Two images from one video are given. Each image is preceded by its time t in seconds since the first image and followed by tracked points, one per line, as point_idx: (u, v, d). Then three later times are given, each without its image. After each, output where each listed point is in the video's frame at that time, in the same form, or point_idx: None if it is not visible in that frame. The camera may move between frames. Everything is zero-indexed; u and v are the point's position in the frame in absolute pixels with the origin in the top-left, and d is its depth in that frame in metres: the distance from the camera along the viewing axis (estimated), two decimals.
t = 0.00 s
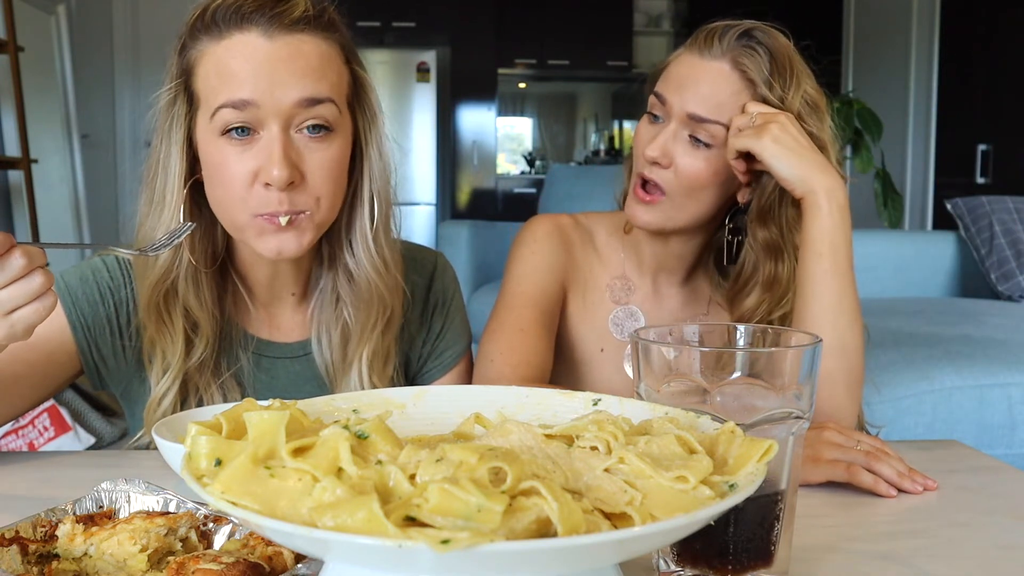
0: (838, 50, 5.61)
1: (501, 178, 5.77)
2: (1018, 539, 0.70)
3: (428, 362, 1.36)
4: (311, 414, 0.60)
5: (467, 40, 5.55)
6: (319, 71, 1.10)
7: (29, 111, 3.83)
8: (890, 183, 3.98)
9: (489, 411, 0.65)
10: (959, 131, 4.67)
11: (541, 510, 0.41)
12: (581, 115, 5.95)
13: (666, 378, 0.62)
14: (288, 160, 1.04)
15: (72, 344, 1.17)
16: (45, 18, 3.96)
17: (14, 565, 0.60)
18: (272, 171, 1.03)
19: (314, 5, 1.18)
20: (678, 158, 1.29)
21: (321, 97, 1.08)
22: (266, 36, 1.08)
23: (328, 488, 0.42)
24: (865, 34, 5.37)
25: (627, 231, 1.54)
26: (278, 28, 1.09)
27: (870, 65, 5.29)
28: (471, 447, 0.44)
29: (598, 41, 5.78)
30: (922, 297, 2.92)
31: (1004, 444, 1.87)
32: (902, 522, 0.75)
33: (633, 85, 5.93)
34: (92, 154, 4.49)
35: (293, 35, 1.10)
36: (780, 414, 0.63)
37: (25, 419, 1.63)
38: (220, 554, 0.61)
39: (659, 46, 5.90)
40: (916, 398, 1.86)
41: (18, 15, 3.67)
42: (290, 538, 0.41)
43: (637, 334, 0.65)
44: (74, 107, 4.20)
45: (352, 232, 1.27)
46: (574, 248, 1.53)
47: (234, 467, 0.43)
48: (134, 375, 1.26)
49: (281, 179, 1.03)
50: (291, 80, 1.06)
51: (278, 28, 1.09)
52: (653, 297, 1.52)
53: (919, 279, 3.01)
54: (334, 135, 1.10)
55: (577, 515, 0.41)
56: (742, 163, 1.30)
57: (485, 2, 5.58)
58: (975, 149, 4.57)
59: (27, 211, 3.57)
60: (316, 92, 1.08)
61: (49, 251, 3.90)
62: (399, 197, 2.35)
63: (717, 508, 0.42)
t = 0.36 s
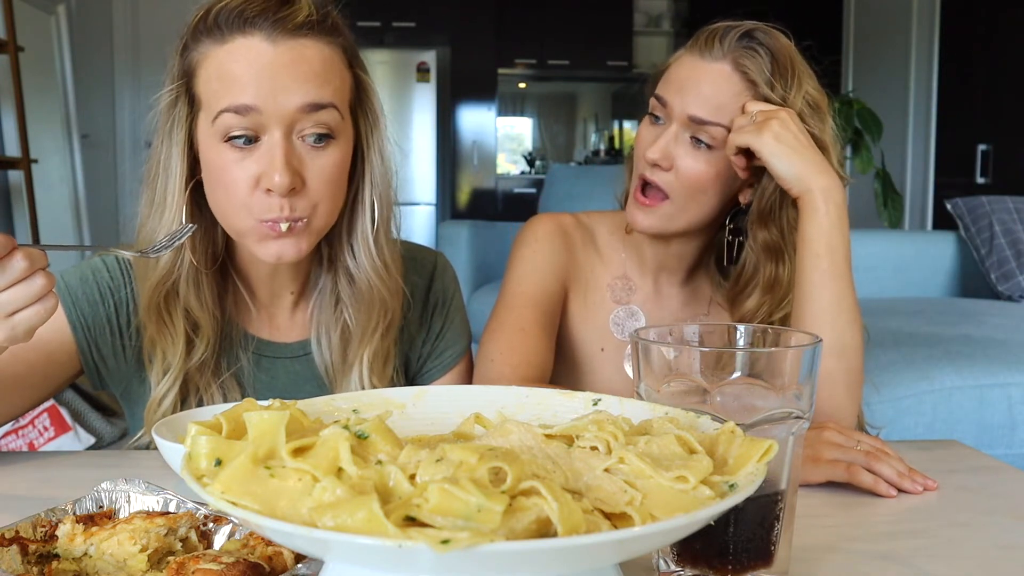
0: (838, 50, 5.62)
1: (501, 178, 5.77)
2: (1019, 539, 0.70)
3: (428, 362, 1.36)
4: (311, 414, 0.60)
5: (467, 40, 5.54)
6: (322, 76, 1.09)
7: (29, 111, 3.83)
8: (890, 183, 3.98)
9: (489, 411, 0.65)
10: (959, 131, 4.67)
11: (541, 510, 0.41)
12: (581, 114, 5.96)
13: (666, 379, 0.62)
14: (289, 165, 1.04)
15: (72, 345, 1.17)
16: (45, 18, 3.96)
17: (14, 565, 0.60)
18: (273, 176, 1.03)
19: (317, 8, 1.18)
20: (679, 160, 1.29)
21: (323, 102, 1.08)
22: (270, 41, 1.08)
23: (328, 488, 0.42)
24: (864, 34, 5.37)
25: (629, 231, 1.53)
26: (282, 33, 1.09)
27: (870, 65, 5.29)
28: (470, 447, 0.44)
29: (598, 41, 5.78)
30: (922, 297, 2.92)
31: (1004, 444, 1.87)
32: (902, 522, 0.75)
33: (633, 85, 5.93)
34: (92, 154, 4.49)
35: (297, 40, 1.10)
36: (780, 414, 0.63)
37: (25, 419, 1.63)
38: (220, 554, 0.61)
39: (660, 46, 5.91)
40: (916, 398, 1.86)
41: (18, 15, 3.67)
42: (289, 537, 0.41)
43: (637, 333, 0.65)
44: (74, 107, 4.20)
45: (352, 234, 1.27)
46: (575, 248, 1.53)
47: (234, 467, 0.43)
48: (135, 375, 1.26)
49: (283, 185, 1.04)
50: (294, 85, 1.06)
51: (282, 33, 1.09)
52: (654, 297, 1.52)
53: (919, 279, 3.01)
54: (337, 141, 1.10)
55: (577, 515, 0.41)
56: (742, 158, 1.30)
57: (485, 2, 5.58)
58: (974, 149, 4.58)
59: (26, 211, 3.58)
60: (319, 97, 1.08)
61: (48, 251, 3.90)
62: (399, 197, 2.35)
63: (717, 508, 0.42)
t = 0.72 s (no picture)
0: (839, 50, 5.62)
1: (501, 178, 5.77)
2: (1018, 539, 0.70)
3: (428, 361, 1.36)
4: (311, 414, 0.60)
5: (467, 40, 5.54)
6: (320, 79, 1.09)
7: (29, 111, 3.83)
8: (890, 183, 3.98)
9: (489, 412, 0.65)
10: (959, 131, 4.67)
11: (541, 510, 0.41)
12: (582, 114, 5.97)
13: (666, 379, 0.62)
14: (287, 167, 1.04)
15: (74, 345, 1.17)
16: (45, 18, 3.96)
17: (14, 565, 0.60)
18: (272, 178, 1.03)
19: (316, 11, 1.19)
20: (681, 161, 1.29)
21: (318, 107, 1.08)
22: (269, 43, 1.08)
23: (328, 488, 0.42)
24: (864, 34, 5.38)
25: (630, 231, 1.53)
26: (280, 37, 1.09)
27: (870, 65, 5.29)
28: (470, 448, 0.44)
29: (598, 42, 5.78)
30: (922, 297, 2.92)
31: (1004, 444, 1.87)
32: (902, 522, 0.75)
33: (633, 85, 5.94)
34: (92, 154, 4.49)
35: (296, 43, 1.10)
36: (780, 414, 0.63)
37: (25, 418, 1.63)
38: (220, 554, 0.61)
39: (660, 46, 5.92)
40: (916, 397, 1.85)
41: (18, 15, 3.68)
42: (289, 537, 0.41)
43: (637, 333, 0.65)
44: (74, 107, 4.20)
45: (352, 234, 1.27)
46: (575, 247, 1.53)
47: (234, 467, 0.43)
48: (136, 374, 1.26)
49: (280, 187, 1.03)
50: (292, 88, 1.06)
51: (279, 36, 1.09)
52: (655, 297, 1.52)
53: (919, 279, 3.01)
54: (336, 145, 1.10)
55: (577, 515, 0.41)
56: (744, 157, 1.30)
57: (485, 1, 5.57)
58: (975, 149, 4.57)
59: (26, 211, 3.58)
60: (315, 102, 1.08)
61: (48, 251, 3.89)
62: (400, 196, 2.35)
63: (717, 508, 0.42)
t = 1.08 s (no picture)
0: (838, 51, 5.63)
1: (501, 178, 5.77)
2: (1018, 538, 0.70)
3: (426, 361, 1.36)
4: (311, 414, 0.60)
5: (467, 40, 5.54)
6: (313, 92, 1.09)
7: (30, 111, 3.83)
8: (890, 183, 3.99)
9: (489, 412, 0.65)
10: (959, 131, 4.68)
11: (541, 510, 0.41)
12: (581, 115, 5.97)
13: (666, 378, 0.63)
14: (281, 181, 1.04)
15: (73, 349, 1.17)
16: (45, 18, 3.96)
17: (14, 565, 0.60)
18: (264, 192, 1.03)
19: (310, 21, 1.18)
20: (681, 160, 1.29)
21: (310, 119, 1.08)
22: (262, 56, 1.08)
23: (328, 488, 0.41)
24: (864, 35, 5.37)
25: (630, 230, 1.53)
26: (273, 48, 1.09)
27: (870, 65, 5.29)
28: (471, 447, 0.44)
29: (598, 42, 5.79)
30: (922, 297, 2.92)
31: (1005, 444, 1.87)
32: (901, 522, 0.75)
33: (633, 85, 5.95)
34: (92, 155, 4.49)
35: (288, 55, 1.10)
36: (779, 414, 0.63)
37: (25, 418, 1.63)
38: (220, 554, 0.61)
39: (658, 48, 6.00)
40: (916, 397, 1.85)
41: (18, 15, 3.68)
42: (290, 538, 0.41)
43: (636, 333, 0.66)
44: (74, 107, 4.19)
45: (350, 246, 1.26)
46: (575, 249, 1.54)
47: (234, 467, 0.43)
48: (136, 378, 1.26)
49: (271, 200, 1.03)
50: (285, 98, 1.06)
51: (273, 48, 1.09)
52: (654, 297, 1.52)
53: (919, 279, 3.01)
54: (330, 157, 1.10)
55: (577, 515, 0.41)
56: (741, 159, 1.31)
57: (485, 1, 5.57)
58: (974, 149, 4.58)
59: (26, 211, 3.58)
60: (307, 114, 1.08)
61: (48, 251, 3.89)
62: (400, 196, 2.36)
63: (716, 508, 0.42)
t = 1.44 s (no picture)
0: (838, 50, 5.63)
1: (501, 178, 5.78)
2: (1019, 538, 0.70)
3: (428, 363, 1.36)
4: (311, 414, 0.60)
5: (467, 40, 5.54)
6: (320, 107, 1.07)
7: (30, 112, 3.83)
8: (890, 183, 3.99)
9: (489, 412, 0.65)
10: (959, 131, 4.68)
11: (541, 510, 0.41)
12: (581, 115, 5.98)
13: (666, 379, 0.63)
14: (285, 196, 1.03)
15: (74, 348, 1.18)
16: (45, 18, 3.97)
17: (14, 565, 0.60)
18: (269, 206, 1.03)
19: (321, 34, 1.16)
20: (709, 186, 1.31)
21: (319, 134, 1.06)
22: (270, 70, 1.06)
23: (328, 488, 0.41)
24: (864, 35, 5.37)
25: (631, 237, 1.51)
26: (282, 62, 1.07)
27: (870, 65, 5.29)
28: (471, 447, 0.44)
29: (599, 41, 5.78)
30: (922, 297, 2.92)
31: (1005, 444, 1.87)
32: (901, 522, 0.75)
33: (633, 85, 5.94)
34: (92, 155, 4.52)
35: (298, 70, 1.08)
36: (779, 415, 0.63)
37: (25, 418, 1.63)
38: (220, 554, 0.61)
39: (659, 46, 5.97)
40: (917, 397, 1.85)
41: (18, 15, 3.68)
42: (289, 537, 0.41)
43: (636, 334, 0.66)
44: (74, 106, 4.18)
45: (357, 256, 1.25)
46: (588, 238, 1.51)
47: (234, 467, 0.43)
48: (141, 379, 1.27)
49: (276, 215, 1.03)
50: (290, 115, 1.04)
51: (282, 62, 1.07)
52: (654, 301, 1.52)
53: (919, 279, 3.01)
54: (335, 173, 1.09)
55: (577, 516, 0.41)
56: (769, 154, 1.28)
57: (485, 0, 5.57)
58: (974, 149, 4.58)
59: (26, 211, 3.59)
60: (316, 128, 1.06)
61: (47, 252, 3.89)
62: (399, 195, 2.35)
63: (717, 508, 0.42)
